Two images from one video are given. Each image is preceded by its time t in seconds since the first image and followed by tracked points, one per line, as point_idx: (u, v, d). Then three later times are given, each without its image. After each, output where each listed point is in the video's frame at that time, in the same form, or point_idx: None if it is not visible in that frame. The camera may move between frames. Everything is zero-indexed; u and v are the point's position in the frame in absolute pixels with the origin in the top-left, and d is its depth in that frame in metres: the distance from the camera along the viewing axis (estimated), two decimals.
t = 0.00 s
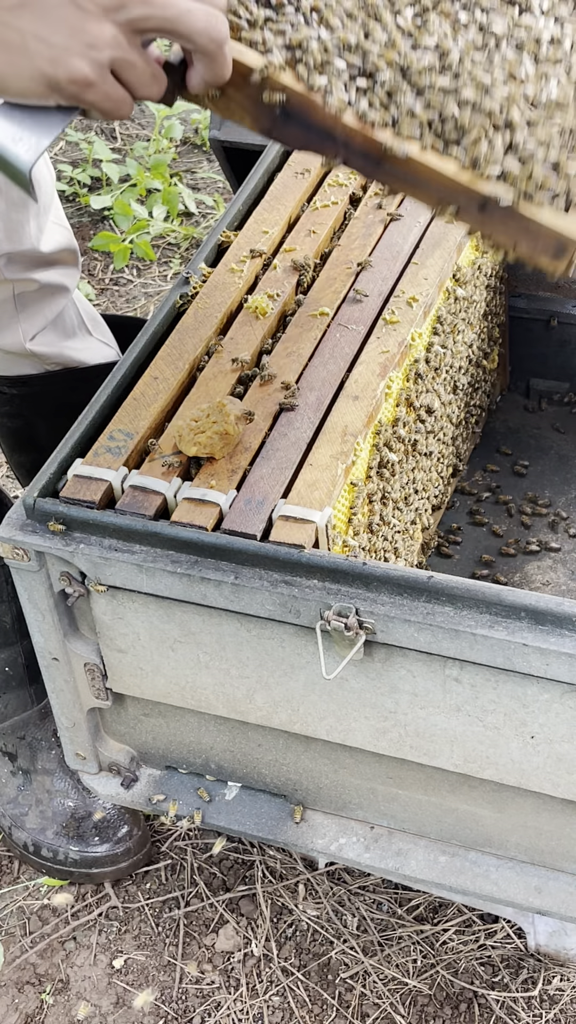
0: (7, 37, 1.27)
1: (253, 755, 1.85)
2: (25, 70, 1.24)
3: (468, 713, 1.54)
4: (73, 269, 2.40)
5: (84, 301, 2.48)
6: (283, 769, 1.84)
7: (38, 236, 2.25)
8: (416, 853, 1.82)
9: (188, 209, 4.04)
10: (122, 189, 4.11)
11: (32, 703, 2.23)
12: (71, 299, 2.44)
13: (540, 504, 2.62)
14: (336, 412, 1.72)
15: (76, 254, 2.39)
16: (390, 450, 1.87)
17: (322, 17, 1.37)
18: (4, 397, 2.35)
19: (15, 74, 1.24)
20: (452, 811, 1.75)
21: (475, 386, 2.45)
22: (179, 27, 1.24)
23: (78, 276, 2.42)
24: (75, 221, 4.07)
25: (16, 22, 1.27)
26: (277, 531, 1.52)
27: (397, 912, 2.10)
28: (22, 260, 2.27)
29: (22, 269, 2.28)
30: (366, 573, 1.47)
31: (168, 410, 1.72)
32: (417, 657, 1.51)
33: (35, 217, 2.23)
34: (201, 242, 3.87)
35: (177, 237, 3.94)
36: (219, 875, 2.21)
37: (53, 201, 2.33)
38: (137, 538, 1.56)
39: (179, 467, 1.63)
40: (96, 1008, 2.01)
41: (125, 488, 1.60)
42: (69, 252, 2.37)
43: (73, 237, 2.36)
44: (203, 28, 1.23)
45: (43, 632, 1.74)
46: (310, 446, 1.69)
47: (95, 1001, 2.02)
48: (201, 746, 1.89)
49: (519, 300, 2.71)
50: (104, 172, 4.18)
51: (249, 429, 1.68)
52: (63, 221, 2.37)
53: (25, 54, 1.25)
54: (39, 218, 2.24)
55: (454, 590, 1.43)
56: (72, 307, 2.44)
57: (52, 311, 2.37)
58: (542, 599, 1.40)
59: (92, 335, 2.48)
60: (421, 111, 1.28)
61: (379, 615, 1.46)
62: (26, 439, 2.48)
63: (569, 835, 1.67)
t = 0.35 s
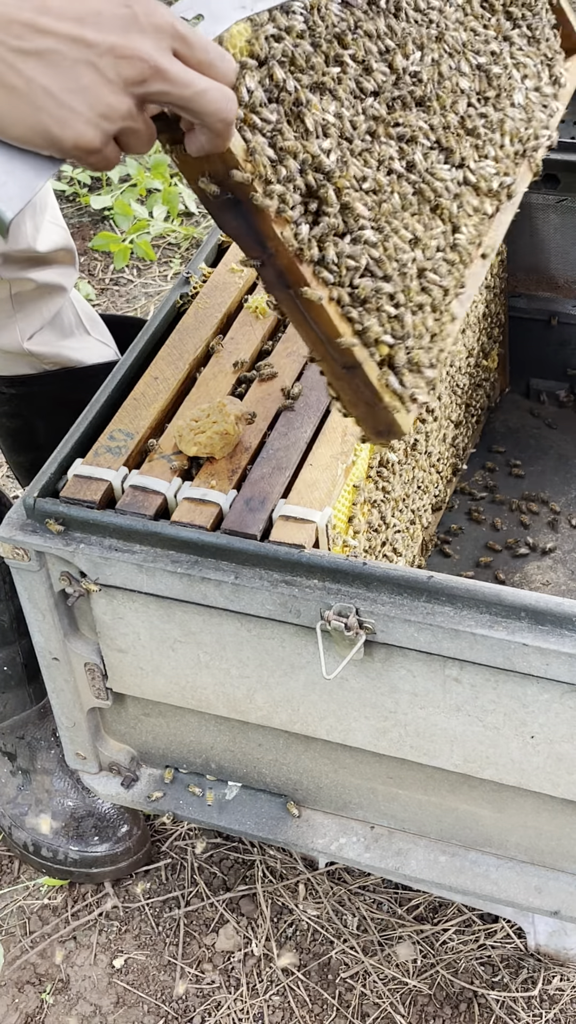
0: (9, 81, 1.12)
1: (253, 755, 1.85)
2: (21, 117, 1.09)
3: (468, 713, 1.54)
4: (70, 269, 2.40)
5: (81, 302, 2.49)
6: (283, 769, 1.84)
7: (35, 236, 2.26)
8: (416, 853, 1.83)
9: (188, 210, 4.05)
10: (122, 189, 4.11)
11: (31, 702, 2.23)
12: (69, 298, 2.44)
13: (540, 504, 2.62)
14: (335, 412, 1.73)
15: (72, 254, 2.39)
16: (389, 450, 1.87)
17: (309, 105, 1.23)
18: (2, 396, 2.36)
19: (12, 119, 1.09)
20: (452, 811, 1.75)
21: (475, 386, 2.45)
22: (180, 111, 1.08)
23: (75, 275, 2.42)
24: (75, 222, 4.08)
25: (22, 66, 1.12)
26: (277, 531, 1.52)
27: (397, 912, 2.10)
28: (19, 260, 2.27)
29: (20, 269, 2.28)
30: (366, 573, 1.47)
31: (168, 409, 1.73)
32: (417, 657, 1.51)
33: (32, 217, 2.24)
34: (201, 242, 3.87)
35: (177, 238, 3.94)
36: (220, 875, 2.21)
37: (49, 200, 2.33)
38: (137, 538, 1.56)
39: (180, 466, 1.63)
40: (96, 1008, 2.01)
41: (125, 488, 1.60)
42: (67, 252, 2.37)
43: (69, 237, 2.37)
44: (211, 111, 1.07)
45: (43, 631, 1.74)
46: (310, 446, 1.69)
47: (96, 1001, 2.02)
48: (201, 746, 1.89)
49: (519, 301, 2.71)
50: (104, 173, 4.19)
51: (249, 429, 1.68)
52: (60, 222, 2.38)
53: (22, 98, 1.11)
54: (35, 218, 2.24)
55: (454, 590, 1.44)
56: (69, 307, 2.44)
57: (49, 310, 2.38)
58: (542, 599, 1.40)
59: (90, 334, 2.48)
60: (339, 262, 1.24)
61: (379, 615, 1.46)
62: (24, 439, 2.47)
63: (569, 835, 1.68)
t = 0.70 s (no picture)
0: (113, 91, 1.24)
1: (253, 755, 1.85)
2: (125, 135, 1.27)
3: (469, 713, 1.54)
4: (68, 269, 2.39)
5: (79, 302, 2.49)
6: (283, 769, 1.84)
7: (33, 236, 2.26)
8: (416, 853, 1.82)
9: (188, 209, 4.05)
10: (122, 189, 4.11)
11: (31, 703, 2.23)
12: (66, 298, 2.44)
13: (540, 504, 2.62)
14: (335, 412, 1.72)
15: (72, 253, 2.38)
16: (390, 449, 1.87)
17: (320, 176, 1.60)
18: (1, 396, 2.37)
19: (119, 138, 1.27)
20: (452, 811, 1.75)
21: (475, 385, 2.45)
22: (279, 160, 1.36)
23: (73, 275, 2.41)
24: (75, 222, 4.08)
25: (123, 79, 1.24)
26: (277, 531, 1.52)
27: (398, 912, 2.10)
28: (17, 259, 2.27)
29: (16, 269, 2.28)
30: (367, 573, 1.47)
31: (168, 409, 1.72)
32: (417, 657, 1.51)
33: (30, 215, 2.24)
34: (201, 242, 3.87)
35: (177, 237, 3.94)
36: (219, 875, 2.21)
37: (48, 200, 2.32)
38: (138, 538, 1.56)
39: (180, 466, 1.63)
40: (96, 1008, 2.01)
41: (125, 488, 1.60)
42: (65, 251, 2.36)
43: (68, 237, 2.35)
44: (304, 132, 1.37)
45: (43, 632, 1.74)
46: (310, 446, 1.69)
47: (96, 1001, 2.02)
48: (201, 746, 1.89)
49: (519, 300, 2.71)
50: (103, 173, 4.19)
51: (249, 429, 1.68)
52: (59, 221, 2.37)
53: (124, 112, 1.26)
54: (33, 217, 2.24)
55: (455, 590, 1.43)
56: (68, 307, 2.44)
57: (47, 311, 2.38)
58: (542, 599, 1.39)
59: (89, 334, 2.48)
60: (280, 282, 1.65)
61: (379, 615, 1.46)
62: (23, 440, 2.48)
63: (570, 835, 1.67)
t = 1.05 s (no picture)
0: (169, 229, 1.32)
1: (253, 755, 1.85)
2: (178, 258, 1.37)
3: (469, 713, 1.54)
4: (57, 269, 2.37)
5: (70, 301, 2.49)
6: (283, 769, 1.84)
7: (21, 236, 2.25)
8: (416, 853, 1.83)
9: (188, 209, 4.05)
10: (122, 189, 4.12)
11: (28, 702, 2.24)
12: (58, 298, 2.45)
13: (540, 504, 2.62)
14: (335, 412, 1.73)
15: (60, 254, 2.35)
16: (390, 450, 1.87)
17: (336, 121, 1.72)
18: None
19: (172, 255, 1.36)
20: (452, 811, 1.75)
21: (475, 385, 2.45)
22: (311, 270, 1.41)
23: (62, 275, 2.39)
24: (75, 222, 4.08)
25: (176, 226, 1.31)
26: (277, 531, 1.52)
27: (398, 912, 2.10)
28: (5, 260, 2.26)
29: (5, 269, 2.27)
30: (367, 573, 1.47)
31: (168, 409, 1.72)
32: (417, 657, 1.51)
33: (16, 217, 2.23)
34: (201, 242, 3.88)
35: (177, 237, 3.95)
36: (219, 875, 2.21)
37: (34, 200, 2.32)
38: (138, 538, 1.56)
39: (179, 467, 1.63)
40: (96, 1008, 2.01)
41: (125, 488, 1.60)
42: (54, 252, 2.34)
43: (56, 236, 2.33)
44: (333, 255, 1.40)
45: (42, 632, 1.74)
46: (310, 446, 1.69)
47: (96, 1001, 2.02)
48: (201, 746, 1.89)
49: (519, 301, 2.71)
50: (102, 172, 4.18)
51: (249, 429, 1.68)
52: (46, 221, 2.36)
53: (173, 245, 1.35)
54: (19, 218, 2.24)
55: (455, 590, 1.44)
56: (60, 306, 2.45)
57: (38, 310, 2.38)
58: (542, 599, 1.39)
59: (80, 333, 2.49)
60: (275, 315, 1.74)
61: (379, 615, 1.46)
62: (17, 438, 2.49)
63: (569, 834, 1.68)
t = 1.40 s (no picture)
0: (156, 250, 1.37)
1: (253, 756, 1.85)
2: (163, 280, 1.42)
3: (469, 713, 1.54)
4: (52, 268, 2.38)
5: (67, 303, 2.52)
6: (283, 769, 1.84)
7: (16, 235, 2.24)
8: (416, 853, 1.83)
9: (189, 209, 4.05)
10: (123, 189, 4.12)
11: (25, 700, 2.24)
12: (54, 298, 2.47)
13: (540, 504, 2.62)
14: (335, 412, 1.73)
15: (56, 253, 2.36)
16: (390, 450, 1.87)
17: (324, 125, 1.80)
18: None
19: (156, 275, 1.42)
20: (452, 811, 1.75)
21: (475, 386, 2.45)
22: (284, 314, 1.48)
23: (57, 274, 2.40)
24: (76, 222, 4.08)
25: (165, 248, 1.36)
26: (278, 531, 1.52)
27: (398, 912, 2.10)
28: None
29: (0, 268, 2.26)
30: (366, 573, 1.47)
31: (168, 409, 1.72)
32: (417, 657, 1.51)
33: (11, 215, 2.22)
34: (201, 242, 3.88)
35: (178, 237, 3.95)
36: (219, 875, 2.21)
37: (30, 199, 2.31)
38: (137, 538, 1.56)
39: (179, 467, 1.63)
40: (96, 1008, 2.01)
41: (125, 488, 1.60)
42: (49, 251, 2.34)
43: (50, 235, 2.34)
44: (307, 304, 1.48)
45: (42, 632, 1.74)
46: (310, 446, 1.69)
47: (96, 1001, 2.02)
48: (201, 746, 1.89)
49: (519, 301, 2.71)
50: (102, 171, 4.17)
51: (249, 429, 1.68)
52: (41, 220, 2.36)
53: (162, 266, 1.40)
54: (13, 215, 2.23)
55: (455, 590, 1.43)
56: (57, 305, 2.46)
57: (34, 308, 2.39)
58: (542, 599, 1.40)
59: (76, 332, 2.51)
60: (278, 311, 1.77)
61: (379, 615, 1.46)
62: (16, 438, 2.49)
63: (569, 834, 1.67)
